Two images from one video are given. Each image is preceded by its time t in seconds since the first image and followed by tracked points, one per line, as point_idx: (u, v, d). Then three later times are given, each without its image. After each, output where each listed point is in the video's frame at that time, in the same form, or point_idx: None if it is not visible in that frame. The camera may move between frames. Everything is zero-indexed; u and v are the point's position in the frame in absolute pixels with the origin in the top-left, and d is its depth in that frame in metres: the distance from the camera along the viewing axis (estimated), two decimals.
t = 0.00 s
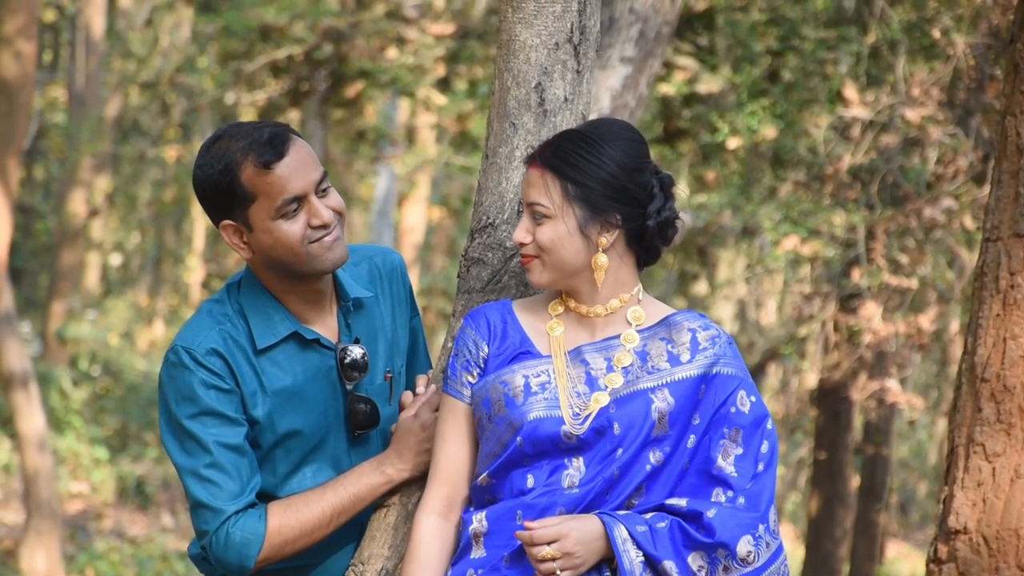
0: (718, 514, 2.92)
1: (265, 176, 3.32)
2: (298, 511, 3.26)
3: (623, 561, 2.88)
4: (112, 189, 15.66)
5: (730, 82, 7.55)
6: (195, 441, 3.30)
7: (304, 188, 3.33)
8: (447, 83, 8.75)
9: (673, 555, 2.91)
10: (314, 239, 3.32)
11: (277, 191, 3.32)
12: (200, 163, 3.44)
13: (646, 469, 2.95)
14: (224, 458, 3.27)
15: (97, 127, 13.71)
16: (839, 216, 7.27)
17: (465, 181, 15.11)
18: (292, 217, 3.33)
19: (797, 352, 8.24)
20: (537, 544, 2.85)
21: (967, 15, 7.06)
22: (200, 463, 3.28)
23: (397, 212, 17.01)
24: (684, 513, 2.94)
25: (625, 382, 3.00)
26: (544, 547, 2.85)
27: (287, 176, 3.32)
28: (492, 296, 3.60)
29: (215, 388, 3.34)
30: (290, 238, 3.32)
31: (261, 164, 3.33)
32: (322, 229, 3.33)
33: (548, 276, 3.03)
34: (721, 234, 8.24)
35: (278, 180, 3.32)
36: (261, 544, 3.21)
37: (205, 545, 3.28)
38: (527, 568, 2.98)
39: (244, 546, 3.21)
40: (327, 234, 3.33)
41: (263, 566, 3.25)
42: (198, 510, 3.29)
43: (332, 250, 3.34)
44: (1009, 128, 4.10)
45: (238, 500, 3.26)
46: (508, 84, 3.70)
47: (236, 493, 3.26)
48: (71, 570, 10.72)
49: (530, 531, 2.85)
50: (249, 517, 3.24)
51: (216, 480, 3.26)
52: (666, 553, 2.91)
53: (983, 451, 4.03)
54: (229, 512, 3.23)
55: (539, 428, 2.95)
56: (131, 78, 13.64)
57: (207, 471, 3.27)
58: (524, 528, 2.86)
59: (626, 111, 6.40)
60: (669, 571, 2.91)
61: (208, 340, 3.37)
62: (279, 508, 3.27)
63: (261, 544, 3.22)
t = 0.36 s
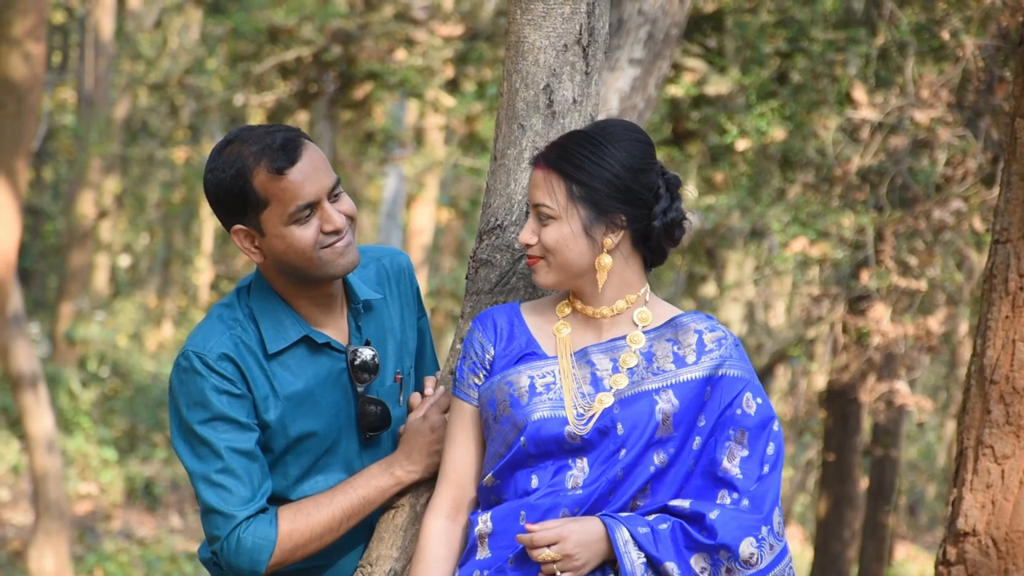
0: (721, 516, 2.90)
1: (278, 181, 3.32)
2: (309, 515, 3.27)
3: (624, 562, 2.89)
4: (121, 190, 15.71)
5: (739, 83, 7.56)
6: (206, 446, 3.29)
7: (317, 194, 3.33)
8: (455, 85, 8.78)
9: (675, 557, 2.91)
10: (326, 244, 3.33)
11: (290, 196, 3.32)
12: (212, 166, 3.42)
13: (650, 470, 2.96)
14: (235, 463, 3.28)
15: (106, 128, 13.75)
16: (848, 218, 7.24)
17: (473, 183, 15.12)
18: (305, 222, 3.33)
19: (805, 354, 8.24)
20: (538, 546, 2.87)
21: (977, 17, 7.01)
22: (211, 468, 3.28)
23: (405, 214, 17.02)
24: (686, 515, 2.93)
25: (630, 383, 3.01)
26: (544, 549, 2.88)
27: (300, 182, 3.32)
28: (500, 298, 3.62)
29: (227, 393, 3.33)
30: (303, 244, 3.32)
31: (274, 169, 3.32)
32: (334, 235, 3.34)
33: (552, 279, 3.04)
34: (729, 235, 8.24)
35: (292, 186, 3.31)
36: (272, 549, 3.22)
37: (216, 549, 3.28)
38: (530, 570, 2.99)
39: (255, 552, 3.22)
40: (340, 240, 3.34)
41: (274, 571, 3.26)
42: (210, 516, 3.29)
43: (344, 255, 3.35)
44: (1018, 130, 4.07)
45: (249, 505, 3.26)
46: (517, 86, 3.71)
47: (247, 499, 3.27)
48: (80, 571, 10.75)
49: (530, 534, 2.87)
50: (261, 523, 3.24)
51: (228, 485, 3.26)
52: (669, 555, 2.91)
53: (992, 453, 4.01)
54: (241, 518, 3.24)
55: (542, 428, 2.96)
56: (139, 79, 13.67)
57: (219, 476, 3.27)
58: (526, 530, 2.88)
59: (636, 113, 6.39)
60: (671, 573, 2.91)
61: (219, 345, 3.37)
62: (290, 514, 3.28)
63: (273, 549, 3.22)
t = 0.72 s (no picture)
0: (729, 518, 2.90)
1: (293, 188, 3.32)
2: (321, 518, 3.29)
3: (631, 564, 2.90)
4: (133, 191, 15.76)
5: (750, 84, 7.55)
6: (218, 452, 3.31)
7: (332, 200, 3.34)
8: (466, 86, 8.80)
9: (683, 559, 2.91)
10: (339, 251, 3.34)
11: (305, 203, 3.32)
12: (226, 171, 3.43)
13: (659, 472, 2.96)
14: (247, 468, 3.29)
15: (117, 130, 13.80)
16: (859, 219, 7.22)
17: (484, 184, 15.15)
18: (319, 229, 3.34)
19: (816, 355, 8.23)
20: (544, 547, 2.89)
21: (989, 17, 6.97)
22: (224, 474, 3.29)
23: (416, 215, 17.04)
24: (694, 517, 2.93)
25: (638, 384, 3.02)
26: (551, 550, 2.89)
27: (315, 188, 3.32)
28: (511, 299, 3.63)
29: (239, 399, 3.35)
30: (317, 250, 3.33)
31: (289, 176, 3.33)
32: (348, 242, 3.34)
33: (562, 280, 3.06)
34: (740, 236, 8.23)
35: (307, 193, 3.32)
36: (285, 554, 3.24)
37: (229, 554, 3.31)
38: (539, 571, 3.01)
39: (269, 557, 3.24)
40: (353, 246, 3.35)
41: None
42: (223, 521, 3.31)
43: (357, 262, 3.36)
44: None
45: (262, 511, 3.28)
46: (528, 87, 3.71)
47: (260, 505, 3.29)
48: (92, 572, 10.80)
49: (538, 535, 2.89)
50: (274, 528, 3.26)
51: (241, 491, 3.28)
52: (676, 556, 2.91)
53: (1004, 454, 3.99)
54: (254, 524, 3.26)
55: (550, 427, 2.98)
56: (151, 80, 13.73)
57: (231, 483, 3.28)
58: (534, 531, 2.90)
59: (646, 113, 6.39)
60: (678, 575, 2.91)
61: (231, 350, 3.38)
62: (303, 518, 3.29)
63: (286, 554, 3.24)
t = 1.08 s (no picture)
0: (737, 519, 2.90)
1: (306, 196, 3.33)
2: (331, 521, 3.30)
3: (638, 564, 2.90)
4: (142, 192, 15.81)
5: (759, 85, 7.54)
6: (229, 457, 3.32)
7: (344, 208, 3.35)
8: (475, 86, 8.81)
9: (690, 559, 2.91)
10: (351, 258, 3.35)
11: (317, 211, 3.33)
12: (237, 176, 3.43)
13: (667, 473, 2.97)
14: (258, 473, 3.30)
15: (127, 130, 13.85)
16: (869, 219, 7.20)
17: (493, 185, 15.17)
18: (331, 236, 3.35)
19: (825, 355, 8.22)
20: (553, 547, 2.90)
21: (999, 17, 6.95)
22: (235, 479, 3.30)
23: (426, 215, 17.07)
24: (702, 518, 2.93)
25: (646, 384, 3.03)
26: (559, 550, 2.90)
27: (328, 197, 3.33)
28: (520, 299, 3.64)
29: (249, 404, 3.36)
30: (329, 258, 3.34)
31: (302, 185, 3.33)
32: (359, 249, 3.36)
33: (571, 280, 3.07)
34: (749, 237, 8.24)
35: (319, 201, 3.33)
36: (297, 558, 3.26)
37: (241, 559, 3.32)
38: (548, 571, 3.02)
39: (280, 561, 3.25)
40: (365, 254, 3.37)
41: None
42: (234, 526, 3.32)
43: (368, 269, 3.38)
44: None
45: (273, 515, 3.30)
46: (537, 87, 3.72)
47: (271, 509, 3.30)
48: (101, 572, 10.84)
49: (545, 534, 2.90)
50: (285, 533, 3.28)
51: (252, 496, 3.29)
52: (683, 557, 2.91)
53: (1014, 454, 3.99)
54: (265, 528, 3.27)
55: (558, 427, 2.99)
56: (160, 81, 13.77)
57: (243, 487, 3.30)
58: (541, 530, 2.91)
59: (655, 114, 6.39)
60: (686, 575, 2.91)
61: (241, 355, 3.39)
62: (314, 521, 3.31)
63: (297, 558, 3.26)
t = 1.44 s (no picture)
0: (743, 519, 2.90)
1: (316, 202, 3.34)
2: (340, 522, 3.31)
3: (645, 563, 2.91)
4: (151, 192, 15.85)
5: (767, 85, 7.53)
6: (237, 459, 3.33)
7: (354, 214, 3.36)
8: (482, 86, 8.83)
9: (697, 558, 2.91)
10: (360, 263, 3.36)
11: (328, 217, 3.34)
12: (249, 179, 3.44)
13: (674, 472, 2.97)
14: (266, 475, 3.32)
15: (134, 131, 13.88)
16: (876, 219, 7.19)
17: (501, 185, 15.19)
18: (341, 241, 3.36)
19: (832, 354, 8.22)
20: (561, 547, 2.90)
21: (1007, 17, 6.94)
22: (244, 481, 3.32)
23: (433, 215, 17.09)
24: (709, 517, 2.93)
25: (654, 383, 3.04)
26: (567, 550, 2.90)
27: (339, 202, 3.34)
28: (528, 299, 3.65)
29: (258, 406, 3.37)
30: (339, 263, 3.35)
31: (313, 190, 3.34)
32: (369, 255, 3.36)
33: (579, 279, 3.08)
34: (757, 236, 8.24)
35: (330, 207, 3.34)
36: (305, 559, 3.27)
37: (250, 561, 3.33)
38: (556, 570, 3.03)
39: (289, 562, 3.27)
40: (374, 259, 3.37)
41: None
42: (243, 528, 3.33)
43: (377, 274, 3.39)
44: None
45: (281, 517, 3.31)
46: (544, 87, 3.73)
47: (280, 511, 3.31)
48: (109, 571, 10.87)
49: (553, 534, 2.91)
50: (293, 534, 3.29)
51: (261, 497, 3.30)
52: (691, 556, 2.91)
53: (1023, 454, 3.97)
54: (274, 530, 3.29)
55: (565, 427, 3.00)
56: (168, 81, 13.80)
57: (251, 489, 3.31)
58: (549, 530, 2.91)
59: (662, 113, 6.39)
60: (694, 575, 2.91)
61: (250, 358, 3.40)
62: (322, 523, 3.32)
63: (306, 559, 3.27)
